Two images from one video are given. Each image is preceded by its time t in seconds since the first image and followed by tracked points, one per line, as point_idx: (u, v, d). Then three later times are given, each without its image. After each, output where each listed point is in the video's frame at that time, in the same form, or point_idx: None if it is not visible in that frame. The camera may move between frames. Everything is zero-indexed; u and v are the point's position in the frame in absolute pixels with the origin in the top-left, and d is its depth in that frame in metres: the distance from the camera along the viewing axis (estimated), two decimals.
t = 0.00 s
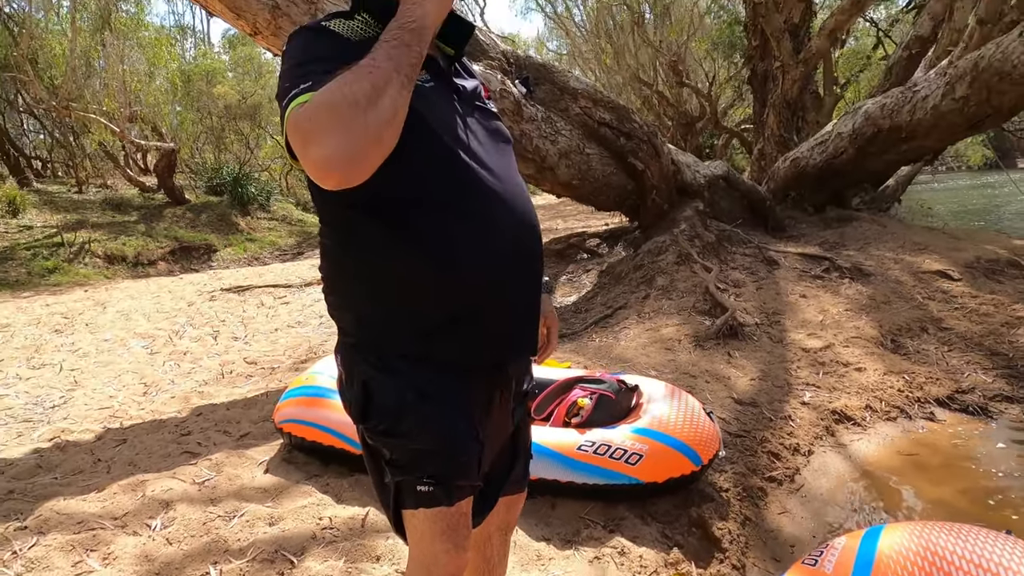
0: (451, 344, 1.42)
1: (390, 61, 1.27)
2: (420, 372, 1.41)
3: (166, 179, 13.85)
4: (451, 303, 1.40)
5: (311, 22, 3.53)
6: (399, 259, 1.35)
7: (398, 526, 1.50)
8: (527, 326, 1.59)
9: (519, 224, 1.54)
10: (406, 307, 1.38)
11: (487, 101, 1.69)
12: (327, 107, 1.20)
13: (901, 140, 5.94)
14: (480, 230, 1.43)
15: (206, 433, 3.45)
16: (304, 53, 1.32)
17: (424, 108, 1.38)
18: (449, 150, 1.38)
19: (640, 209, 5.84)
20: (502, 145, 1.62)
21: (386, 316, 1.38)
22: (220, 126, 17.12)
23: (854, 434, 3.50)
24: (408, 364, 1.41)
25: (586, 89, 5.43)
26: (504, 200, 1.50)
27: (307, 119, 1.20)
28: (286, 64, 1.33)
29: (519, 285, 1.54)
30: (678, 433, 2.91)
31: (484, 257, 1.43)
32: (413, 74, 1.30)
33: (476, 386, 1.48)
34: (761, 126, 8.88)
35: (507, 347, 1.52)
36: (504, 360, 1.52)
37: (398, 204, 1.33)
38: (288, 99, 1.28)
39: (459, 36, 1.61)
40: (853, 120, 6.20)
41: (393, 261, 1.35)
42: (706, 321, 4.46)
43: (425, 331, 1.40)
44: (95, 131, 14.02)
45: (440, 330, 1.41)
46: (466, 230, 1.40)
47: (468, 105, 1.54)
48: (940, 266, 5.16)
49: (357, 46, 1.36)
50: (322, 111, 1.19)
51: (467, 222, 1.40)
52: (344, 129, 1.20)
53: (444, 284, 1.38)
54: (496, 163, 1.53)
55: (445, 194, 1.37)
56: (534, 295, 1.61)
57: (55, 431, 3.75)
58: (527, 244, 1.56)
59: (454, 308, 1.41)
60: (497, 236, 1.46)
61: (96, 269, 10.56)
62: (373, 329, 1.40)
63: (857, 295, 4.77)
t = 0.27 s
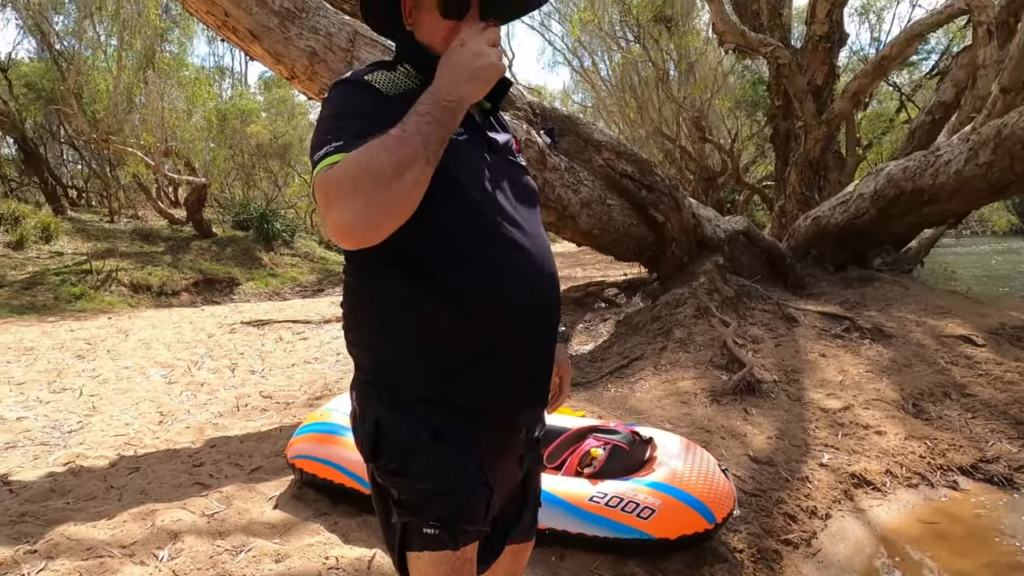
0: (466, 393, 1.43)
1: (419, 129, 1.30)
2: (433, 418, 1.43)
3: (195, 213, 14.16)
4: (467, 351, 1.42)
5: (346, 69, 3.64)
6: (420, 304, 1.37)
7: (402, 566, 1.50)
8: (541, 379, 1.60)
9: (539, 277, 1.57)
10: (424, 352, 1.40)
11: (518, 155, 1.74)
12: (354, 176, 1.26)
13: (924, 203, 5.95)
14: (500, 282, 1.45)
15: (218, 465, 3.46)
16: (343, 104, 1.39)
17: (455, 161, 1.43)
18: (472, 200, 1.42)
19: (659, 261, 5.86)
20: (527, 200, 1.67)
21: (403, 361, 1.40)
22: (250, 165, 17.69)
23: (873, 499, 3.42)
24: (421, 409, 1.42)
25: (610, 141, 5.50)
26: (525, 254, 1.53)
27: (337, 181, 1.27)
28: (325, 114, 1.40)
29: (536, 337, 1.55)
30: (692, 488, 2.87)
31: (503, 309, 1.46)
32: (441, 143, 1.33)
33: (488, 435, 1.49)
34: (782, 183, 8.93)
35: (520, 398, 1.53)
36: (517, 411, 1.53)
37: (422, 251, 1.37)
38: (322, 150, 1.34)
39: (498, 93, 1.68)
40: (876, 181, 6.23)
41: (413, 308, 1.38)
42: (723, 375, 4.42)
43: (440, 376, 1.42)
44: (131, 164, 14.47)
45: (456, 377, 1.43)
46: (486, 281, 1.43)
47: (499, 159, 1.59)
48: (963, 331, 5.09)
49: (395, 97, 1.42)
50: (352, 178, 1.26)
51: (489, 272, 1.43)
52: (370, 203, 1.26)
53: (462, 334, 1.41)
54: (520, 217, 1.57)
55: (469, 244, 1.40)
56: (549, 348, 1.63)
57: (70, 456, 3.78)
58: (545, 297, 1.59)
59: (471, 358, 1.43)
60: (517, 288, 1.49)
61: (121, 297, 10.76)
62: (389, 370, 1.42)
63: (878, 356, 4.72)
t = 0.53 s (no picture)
0: (484, 442, 1.42)
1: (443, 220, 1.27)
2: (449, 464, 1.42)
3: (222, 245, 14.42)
4: (486, 398, 1.41)
5: (379, 111, 3.73)
6: (442, 348, 1.37)
7: None
8: (562, 426, 1.59)
9: (564, 324, 1.56)
10: (444, 397, 1.40)
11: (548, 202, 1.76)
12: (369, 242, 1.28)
13: (951, 264, 5.88)
14: (525, 329, 1.45)
15: (229, 497, 3.44)
16: (376, 144, 1.40)
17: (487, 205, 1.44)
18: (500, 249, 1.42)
19: (680, 311, 5.83)
20: (555, 243, 1.68)
21: (422, 405, 1.40)
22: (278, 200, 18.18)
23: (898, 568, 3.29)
24: (439, 453, 1.41)
25: (634, 191, 5.53)
26: (551, 300, 1.53)
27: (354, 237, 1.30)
28: (356, 153, 1.42)
29: (558, 384, 1.55)
30: (709, 546, 2.79)
31: (526, 357, 1.45)
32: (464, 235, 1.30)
33: (505, 482, 1.47)
34: (806, 239, 8.90)
35: (540, 445, 1.52)
36: (535, 458, 1.52)
37: (449, 295, 1.38)
38: (350, 194, 1.37)
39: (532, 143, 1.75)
40: (901, 241, 6.18)
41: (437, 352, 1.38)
42: (743, 431, 4.34)
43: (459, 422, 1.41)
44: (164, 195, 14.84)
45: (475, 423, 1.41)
46: (511, 327, 1.43)
47: (530, 204, 1.60)
48: (992, 396, 4.97)
49: (428, 137, 1.44)
50: (367, 239, 1.28)
51: (514, 317, 1.43)
52: (382, 272, 1.28)
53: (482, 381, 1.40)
54: (548, 262, 1.58)
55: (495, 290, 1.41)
56: (571, 394, 1.62)
57: (84, 480, 3.79)
58: (569, 345, 1.58)
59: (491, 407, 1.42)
60: (541, 337, 1.49)
61: (144, 324, 10.91)
62: (408, 412, 1.42)
63: (903, 419, 4.60)
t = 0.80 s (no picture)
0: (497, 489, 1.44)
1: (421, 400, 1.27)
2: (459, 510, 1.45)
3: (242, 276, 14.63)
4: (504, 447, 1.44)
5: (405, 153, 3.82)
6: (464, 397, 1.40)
7: None
8: (572, 474, 1.64)
9: (579, 373, 1.63)
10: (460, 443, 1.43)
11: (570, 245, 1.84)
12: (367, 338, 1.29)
13: (972, 325, 5.80)
14: (544, 381, 1.51)
15: (235, 530, 3.42)
16: (406, 189, 1.40)
17: (516, 255, 1.47)
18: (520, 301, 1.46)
19: (695, 360, 5.79)
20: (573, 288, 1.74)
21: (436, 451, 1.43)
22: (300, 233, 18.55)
23: None
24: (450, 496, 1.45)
25: (652, 239, 5.53)
26: (569, 349, 1.59)
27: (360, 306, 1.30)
28: (383, 198, 1.41)
29: (571, 432, 1.60)
30: None
31: (541, 409, 1.51)
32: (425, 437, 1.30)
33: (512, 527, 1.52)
34: (824, 293, 8.84)
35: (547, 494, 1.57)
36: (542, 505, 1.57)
37: (474, 342, 1.42)
38: (373, 244, 1.35)
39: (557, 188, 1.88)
40: (921, 299, 6.15)
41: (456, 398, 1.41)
42: (757, 487, 4.26)
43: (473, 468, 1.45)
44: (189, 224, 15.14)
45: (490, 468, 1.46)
46: (531, 377, 1.48)
47: (553, 249, 1.66)
48: (1015, 463, 4.85)
49: (458, 187, 1.44)
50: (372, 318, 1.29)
51: (534, 368, 1.49)
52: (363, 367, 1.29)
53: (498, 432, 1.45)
54: (569, 309, 1.65)
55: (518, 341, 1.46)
56: (583, 442, 1.67)
57: (92, 506, 3.79)
58: (583, 394, 1.64)
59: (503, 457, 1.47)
60: (558, 389, 1.54)
61: (161, 350, 11.02)
62: (424, 456, 1.41)
63: (923, 483, 4.50)
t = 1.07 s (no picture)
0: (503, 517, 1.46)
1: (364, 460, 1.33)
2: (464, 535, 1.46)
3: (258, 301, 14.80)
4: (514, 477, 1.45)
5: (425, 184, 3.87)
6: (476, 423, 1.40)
7: None
8: (585, 508, 1.62)
9: (598, 406, 1.62)
10: (470, 469, 1.44)
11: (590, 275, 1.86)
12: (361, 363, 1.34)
13: (995, 375, 5.69)
14: (558, 413, 1.50)
15: (239, 556, 3.40)
16: (428, 213, 1.41)
17: (536, 283, 1.47)
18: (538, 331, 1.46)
19: (709, 401, 5.71)
20: (595, 319, 1.74)
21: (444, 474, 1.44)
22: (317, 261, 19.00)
23: None
24: (456, 521, 1.45)
25: (668, 277, 5.51)
26: (588, 381, 1.58)
27: (365, 330, 1.34)
28: (403, 220, 1.43)
29: (586, 466, 1.59)
30: None
31: (554, 441, 1.50)
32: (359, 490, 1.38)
33: (518, 558, 1.51)
34: (842, 338, 8.74)
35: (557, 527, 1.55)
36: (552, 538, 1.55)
37: (490, 369, 1.42)
38: (390, 266, 1.37)
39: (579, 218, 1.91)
40: (942, 346, 5.99)
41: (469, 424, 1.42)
42: (771, 534, 4.16)
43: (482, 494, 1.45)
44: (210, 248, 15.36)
45: (500, 496, 1.46)
46: (546, 408, 1.48)
47: (575, 278, 1.67)
48: None
49: (480, 214, 1.45)
50: (374, 347, 1.33)
51: (550, 398, 1.48)
52: (350, 392, 1.35)
53: (508, 460, 1.44)
54: (589, 339, 1.64)
55: (535, 370, 1.46)
56: (599, 476, 1.65)
57: (99, 526, 3.78)
58: (600, 428, 1.63)
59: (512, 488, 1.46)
60: (573, 421, 1.54)
61: (175, 372, 11.09)
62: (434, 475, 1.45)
63: (944, 536, 4.37)
